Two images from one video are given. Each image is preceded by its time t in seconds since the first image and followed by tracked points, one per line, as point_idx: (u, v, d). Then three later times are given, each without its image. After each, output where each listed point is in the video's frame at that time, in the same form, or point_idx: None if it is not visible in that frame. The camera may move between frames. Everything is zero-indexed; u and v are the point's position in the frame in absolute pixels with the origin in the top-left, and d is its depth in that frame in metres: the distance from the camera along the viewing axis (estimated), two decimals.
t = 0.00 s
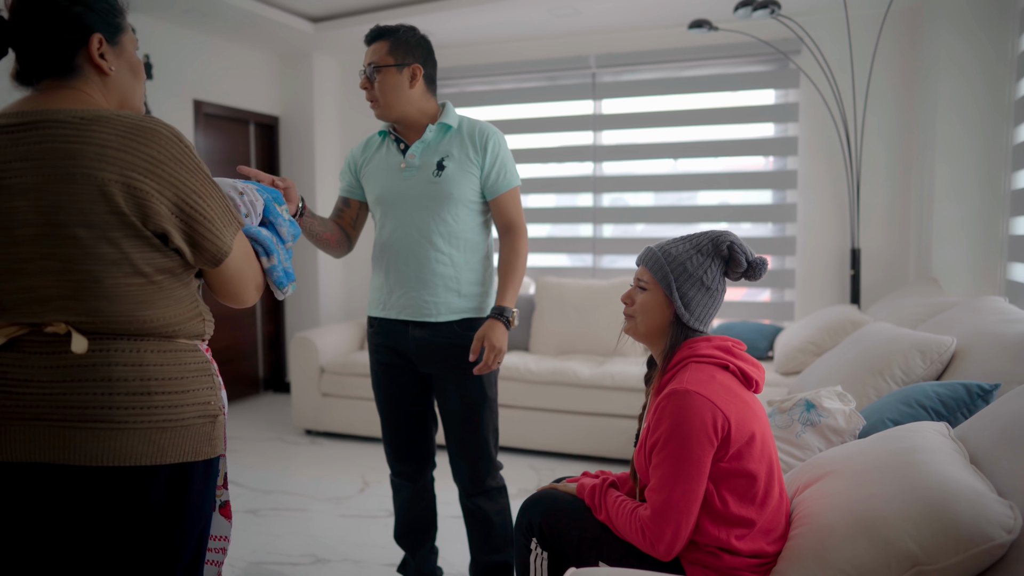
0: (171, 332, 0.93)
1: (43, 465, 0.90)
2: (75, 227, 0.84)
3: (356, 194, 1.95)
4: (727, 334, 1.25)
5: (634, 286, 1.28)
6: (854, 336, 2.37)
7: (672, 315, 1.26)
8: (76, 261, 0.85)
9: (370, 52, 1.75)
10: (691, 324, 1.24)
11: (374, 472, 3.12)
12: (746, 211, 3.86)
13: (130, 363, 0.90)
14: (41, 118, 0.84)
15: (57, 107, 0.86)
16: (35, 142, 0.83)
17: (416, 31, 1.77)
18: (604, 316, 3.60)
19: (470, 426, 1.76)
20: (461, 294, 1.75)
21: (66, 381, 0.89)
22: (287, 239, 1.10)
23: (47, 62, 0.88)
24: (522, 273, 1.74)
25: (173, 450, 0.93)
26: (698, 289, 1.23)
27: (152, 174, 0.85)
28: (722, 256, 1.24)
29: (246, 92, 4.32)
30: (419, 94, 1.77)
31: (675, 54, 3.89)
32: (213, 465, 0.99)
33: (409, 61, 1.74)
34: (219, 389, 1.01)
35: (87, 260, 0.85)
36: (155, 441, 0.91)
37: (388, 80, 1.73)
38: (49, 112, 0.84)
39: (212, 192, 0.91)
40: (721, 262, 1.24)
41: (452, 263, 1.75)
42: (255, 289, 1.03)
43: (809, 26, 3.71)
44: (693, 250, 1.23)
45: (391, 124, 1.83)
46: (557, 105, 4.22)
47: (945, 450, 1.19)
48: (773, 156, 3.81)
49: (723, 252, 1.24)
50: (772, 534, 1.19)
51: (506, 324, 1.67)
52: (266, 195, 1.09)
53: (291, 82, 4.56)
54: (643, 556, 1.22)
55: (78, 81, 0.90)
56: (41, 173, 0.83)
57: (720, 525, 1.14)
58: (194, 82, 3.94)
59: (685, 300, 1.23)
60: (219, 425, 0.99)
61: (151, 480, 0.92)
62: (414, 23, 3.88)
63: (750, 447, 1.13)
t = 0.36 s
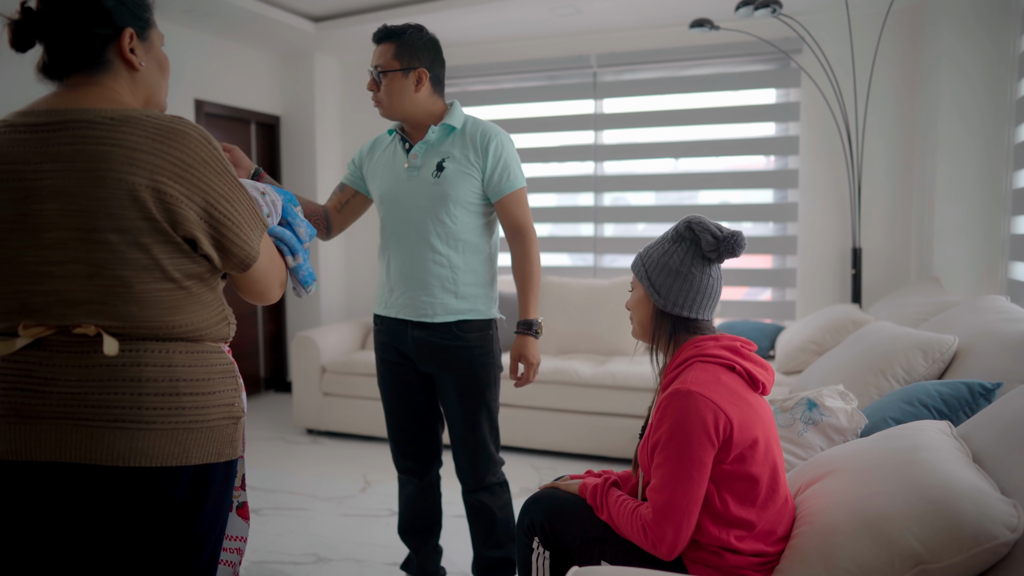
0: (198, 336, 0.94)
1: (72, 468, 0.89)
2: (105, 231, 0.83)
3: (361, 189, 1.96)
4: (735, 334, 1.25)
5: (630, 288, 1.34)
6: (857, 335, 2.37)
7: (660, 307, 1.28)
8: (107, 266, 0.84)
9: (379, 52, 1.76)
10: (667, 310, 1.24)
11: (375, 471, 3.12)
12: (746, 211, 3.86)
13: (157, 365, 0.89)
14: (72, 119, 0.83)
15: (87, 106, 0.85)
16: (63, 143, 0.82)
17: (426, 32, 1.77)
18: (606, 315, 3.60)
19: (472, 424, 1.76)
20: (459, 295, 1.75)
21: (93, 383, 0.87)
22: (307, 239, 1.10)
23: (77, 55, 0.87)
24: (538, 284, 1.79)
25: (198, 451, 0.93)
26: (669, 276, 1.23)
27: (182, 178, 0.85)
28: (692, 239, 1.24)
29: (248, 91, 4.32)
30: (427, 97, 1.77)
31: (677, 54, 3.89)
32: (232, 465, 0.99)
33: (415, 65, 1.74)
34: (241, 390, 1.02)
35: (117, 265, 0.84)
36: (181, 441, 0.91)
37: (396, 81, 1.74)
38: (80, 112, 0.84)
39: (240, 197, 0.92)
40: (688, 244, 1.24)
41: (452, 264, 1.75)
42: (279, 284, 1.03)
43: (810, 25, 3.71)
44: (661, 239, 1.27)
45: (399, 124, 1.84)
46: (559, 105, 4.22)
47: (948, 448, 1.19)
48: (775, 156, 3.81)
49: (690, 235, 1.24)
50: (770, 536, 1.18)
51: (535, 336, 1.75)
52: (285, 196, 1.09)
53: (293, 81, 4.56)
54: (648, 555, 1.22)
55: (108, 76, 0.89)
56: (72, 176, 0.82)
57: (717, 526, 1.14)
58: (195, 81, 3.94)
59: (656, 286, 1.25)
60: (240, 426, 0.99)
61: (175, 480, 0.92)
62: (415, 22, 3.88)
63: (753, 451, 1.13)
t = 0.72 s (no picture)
0: (205, 337, 0.94)
1: (80, 467, 0.89)
2: (113, 232, 0.83)
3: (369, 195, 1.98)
4: (745, 334, 1.25)
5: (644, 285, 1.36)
6: (857, 334, 2.37)
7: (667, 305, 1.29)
8: (115, 267, 0.84)
9: (385, 51, 1.74)
10: (667, 305, 1.26)
11: (376, 471, 3.13)
12: (747, 211, 3.86)
13: (165, 365, 0.90)
14: (82, 119, 0.84)
15: (98, 107, 0.86)
16: (73, 145, 0.83)
17: (420, 28, 1.77)
18: (607, 315, 3.60)
19: (476, 422, 1.77)
20: (465, 293, 1.75)
21: (101, 382, 0.88)
22: (316, 246, 1.11)
23: (91, 55, 0.87)
24: (530, 276, 1.74)
25: (204, 452, 0.93)
26: (666, 272, 1.26)
27: (190, 181, 0.85)
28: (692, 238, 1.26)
29: (249, 92, 4.32)
30: (435, 92, 1.80)
31: (677, 54, 3.89)
32: (239, 468, 0.99)
33: (429, 58, 1.76)
34: (249, 392, 1.01)
35: (125, 267, 0.85)
36: (188, 442, 0.92)
37: (409, 76, 1.73)
38: (91, 113, 0.84)
39: (249, 200, 0.92)
40: (688, 244, 1.25)
41: (457, 262, 1.75)
42: (288, 289, 1.03)
43: (811, 26, 3.72)
44: (668, 241, 1.29)
45: (404, 124, 1.84)
46: (559, 105, 4.22)
47: (947, 447, 1.19)
48: (775, 156, 3.81)
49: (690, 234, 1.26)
50: (773, 538, 1.18)
51: (513, 326, 1.67)
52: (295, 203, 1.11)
53: (293, 81, 4.57)
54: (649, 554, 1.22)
55: (121, 76, 0.89)
56: (81, 177, 0.82)
57: (718, 525, 1.14)
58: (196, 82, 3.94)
59: (658, 285, 1.28)
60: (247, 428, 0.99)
61: (181, 481, 0.92)
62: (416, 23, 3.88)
63: (756, 453, 1.13)
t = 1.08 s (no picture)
0: (195, 338, 0.94)
1: (70, 468, 0.89)
2: (100, 234, 0.83)
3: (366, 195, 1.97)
4: (749, 336, 1.25)
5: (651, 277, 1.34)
6: (855, 335, 2.37)
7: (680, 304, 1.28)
8: (102, 269, 0.84)
9: (383, 52, 1.75)
10: (687, 306, 1.24)
11: (375, 471, 3.13)
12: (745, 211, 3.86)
13: (153, 366, 0.90)
14: (68, 121, 0.84)
15: (85, 108, 0.86)
16: (60, 147, 0.83)
17: (418, 30, 1.77)
18: (605, 315, 3.60)
19: (476, 423, 1.77)
20: (468, 293, 1.75)
21: (91, 384, 0.88)
22: (310, 244, 1.10)
23: (79, 57, 0.87)
24: (536, 279, 1.78)
25: (194, 453, 0.93)
26: (693, 273, 1.23)
27: (177, 182, 0.85)
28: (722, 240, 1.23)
29: (248, 92, 4.33)
30: (432, 93, 1.80)
31: (676, 54, 3.89)
32: (231, 468, 0.99)
33: (426, 58, 1.76)
34: (241, 392, 1.01)
35: (112, 268, 0.85)
36: (178, 443, 0.91)
37: (405, 77, 1.73)
38: (78, 114, 0.84)
39: (237, 199, 0.91)
40: (719, 246, 1.22)
41: (460, 263, 1.75)
42: (279, 288, 1.03)
43: (809, 26, 3.72)
44: (692, 239, 1.26)
45: (401, 124, 1.84)
46: (558, 105, 4.22)
47: (942, 448, 1.19)
48: (774, 156, 3.81)
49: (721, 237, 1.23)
50: (770, 539, 1.18)
51: (532, 332, 1.74)
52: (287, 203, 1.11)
53: (292, 81, 4.57)
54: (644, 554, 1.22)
55: (109, 77, 0.89)
56: (67, 179, 0.82)
57: (717, 525, 1.14)
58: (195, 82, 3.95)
59: (679, 284, 1.25)
60: (238, 429, 0.99)
61: (171, 482, 0.92)
62: (415, 23, 3.88)
63: (757, 455, 1.13)
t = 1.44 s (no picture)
0: (178, 336, 0.94)
1: (52, 467, 0.90)
2: (77, 234, 0.84)
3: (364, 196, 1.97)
4: (753, 336, 1.25)
5: (653, 275, 1.32)
6: (853, 334, 2.37)
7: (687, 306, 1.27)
8: (81, 268, 0.85)
9: (377, 53, 1.75)
10: (699, 313, 1.23)
11: (373, 470, 3.13)
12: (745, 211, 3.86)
13: (135, 365, 0.89)
14: (44, 119, 0.83)
15: (63, 106, 0.86)
16: (37, 146, 0.83)
17: (414, 29, 1.77)
18: (605, 315, 3.60)
19: (474, 421, 1.77)
20: (466, 294, 1.76)
21: (72, 383, 0.88)
22: (297, 241, 1.10)
23: (55, 55, 0.87)
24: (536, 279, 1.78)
25: (179, 452, 0.93)
26: (708, 278, 1.21)
27: (154, 179, 0.84)
28: (736, 244, 1.21)
29: (247, 92, 4.33)
30: (428, 93, 1.79)
31: (674, 54, 3.89)
32: (217, 467, 0.99)
33: (420, 59, 1.76)
34: (227, 390, 1.01)
35: (91, 267, 0.85)
36: (161, 442, 0.91)
37: (400, 78, 1.73)
38: (54, 113, 0.84)
39: (217, 195, 0.90)
40: (734, 250, 1.20)
41: (458, 263, 1.75)
42: (266, 285, 1.02)
43: (809, 25, 3.71)
44: (703, 238, 1.23)
45: (398, 124, 1.85)
46: (558, 105, 4.22)
47: (939, 448, 1.19)
48: (773, 155, 3.81)
49: (735, 240, 1.21)
50: (769, 539, 1.18)
51: (528, 329, 1.74)
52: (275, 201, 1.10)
53: (292, 81, 4.57)
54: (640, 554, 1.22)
55: (85, 75, 0.89)
56: (45, 178, 0.83)
57: (718, 526, 1.14)
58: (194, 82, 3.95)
59: (691, 288, 1.23)
60: (224, 428, 0.99)
61: (154, 481, 0.92)
62: (415, 22, 3.88)
63: (760, 455, 1.13)
